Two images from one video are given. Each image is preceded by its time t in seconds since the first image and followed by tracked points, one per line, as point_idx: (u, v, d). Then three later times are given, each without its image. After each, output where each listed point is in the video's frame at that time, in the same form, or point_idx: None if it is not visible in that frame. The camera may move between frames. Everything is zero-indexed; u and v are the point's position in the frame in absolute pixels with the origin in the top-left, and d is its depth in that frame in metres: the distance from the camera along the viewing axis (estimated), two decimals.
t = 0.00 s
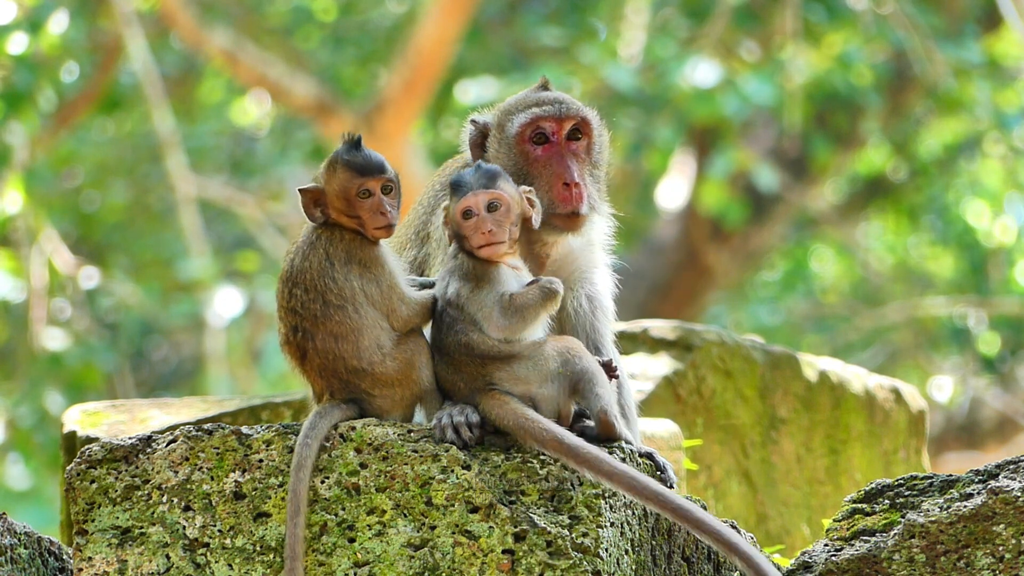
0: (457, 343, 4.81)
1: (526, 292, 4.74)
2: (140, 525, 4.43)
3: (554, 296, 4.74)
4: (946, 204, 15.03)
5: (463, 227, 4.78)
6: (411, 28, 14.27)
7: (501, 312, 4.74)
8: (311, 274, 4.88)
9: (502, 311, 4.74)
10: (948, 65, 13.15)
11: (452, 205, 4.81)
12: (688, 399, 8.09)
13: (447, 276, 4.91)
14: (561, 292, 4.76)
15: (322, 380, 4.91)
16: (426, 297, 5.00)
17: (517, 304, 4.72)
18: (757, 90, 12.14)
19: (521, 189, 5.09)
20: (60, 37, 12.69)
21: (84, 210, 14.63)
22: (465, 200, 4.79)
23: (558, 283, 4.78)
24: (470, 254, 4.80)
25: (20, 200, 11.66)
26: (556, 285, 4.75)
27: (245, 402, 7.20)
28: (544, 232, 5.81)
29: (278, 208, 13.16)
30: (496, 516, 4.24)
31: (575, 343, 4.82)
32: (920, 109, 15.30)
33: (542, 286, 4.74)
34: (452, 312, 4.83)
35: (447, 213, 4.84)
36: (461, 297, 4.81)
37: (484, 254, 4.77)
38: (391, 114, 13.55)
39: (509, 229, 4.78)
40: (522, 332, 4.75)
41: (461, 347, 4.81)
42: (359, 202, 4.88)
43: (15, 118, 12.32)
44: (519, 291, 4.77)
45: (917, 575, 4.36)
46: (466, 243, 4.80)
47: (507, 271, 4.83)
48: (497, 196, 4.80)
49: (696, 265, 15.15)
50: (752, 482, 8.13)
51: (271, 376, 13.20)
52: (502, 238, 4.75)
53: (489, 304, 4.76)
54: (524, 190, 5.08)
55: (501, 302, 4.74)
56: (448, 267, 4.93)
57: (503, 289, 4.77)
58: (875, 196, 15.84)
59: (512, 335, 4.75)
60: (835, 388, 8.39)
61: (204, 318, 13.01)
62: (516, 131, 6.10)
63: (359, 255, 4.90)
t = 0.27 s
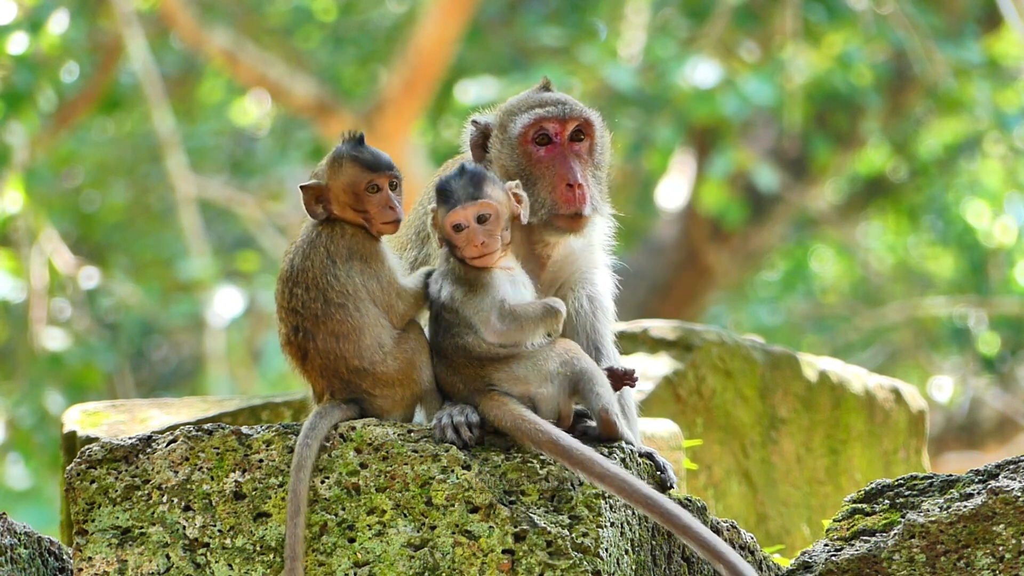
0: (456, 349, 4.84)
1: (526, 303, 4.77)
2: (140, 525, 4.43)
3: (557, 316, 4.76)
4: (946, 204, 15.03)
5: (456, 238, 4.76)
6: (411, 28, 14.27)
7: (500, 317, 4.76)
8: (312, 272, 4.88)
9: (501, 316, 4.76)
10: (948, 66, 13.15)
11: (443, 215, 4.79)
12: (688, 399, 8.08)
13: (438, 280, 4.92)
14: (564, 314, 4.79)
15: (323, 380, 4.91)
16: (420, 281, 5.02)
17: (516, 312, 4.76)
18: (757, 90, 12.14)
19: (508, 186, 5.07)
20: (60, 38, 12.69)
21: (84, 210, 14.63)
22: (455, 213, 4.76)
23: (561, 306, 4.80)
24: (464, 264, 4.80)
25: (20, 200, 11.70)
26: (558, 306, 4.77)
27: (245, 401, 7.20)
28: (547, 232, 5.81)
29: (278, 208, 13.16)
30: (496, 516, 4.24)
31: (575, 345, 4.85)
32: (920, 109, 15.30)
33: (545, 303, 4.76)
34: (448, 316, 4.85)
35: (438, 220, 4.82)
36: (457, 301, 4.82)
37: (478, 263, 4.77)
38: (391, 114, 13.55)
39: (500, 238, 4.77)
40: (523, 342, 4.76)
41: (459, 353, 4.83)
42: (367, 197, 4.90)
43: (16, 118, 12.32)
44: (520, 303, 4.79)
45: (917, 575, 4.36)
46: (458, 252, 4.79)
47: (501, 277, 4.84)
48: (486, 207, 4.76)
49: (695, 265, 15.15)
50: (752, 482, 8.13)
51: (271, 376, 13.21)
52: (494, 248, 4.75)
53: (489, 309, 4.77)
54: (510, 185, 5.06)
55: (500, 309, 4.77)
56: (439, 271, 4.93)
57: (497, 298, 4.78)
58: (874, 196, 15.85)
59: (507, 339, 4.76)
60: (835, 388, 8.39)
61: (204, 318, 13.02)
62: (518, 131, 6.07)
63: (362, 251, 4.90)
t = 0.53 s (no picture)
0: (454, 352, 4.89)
1: (524, 307, 4.85)
2: (140, 525, 4.43)
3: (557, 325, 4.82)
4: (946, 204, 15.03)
5: (448, 239, 4.79)
6: (411, 28, 14.27)
7: (500, 317, 4.83)
8: (315, 271, 4.85)
9: (500, 316, 4.83)
10: (948, 66, 13.15)
11: (433, 215, 4.80)
12: (688, 399, 8.08)
13: (430, 282, 4.93)
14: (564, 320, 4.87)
15: (324, 380, 4.89)
16: (415, 268, 5.03)
17: (515, 315, 4.83)
18: (757, 90, 12.13)
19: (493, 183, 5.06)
20: (60, 38, 12.69)
21: (84, 210, 14.62)
22: (446, 215, 4.78)
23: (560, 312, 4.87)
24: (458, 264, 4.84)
25: (20, 201, 11.71)
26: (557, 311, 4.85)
27: (245, 401, 7.19)
28: (551, 239, 5.90)
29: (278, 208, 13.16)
30: (496, 516, 4.24)
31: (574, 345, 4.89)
32: (920, 109, 15.30)
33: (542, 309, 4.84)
34: (444, 318, 4.89)
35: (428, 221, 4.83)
36: (453, 303, 4.86)
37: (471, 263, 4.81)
38: (391, 114, 13.54)
39: (492, 237, 4.81)
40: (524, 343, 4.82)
41: (457, 354, 4.88)
42: (375, 193, 4.88)
43: (16, 118, 12.31)
44: (519, 305, 4.87)
45: (917, 575, 4.36)
46: (451, 253, 4.82)
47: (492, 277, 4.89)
48: (478, 208, 4.78)
49: (696, 265, 15.14)
50: (751, 482, 8.13)
51: (271, 376, 13.21)
52: (488, 248, 4.79)
53: (487, 309, 4.84)
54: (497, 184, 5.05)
55: (498, 310, 4.83)
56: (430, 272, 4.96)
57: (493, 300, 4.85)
58: (875, 196, 15.85)
59: (505, 339, 4.83)
60: (835, 388, 8.39)
61: (204, 318, 13.02)
62: (528, 137, 6.07)
63: (366, 247, 4.87)
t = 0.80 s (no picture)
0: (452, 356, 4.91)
1: (518, 310, 4.89)
2: (140, 525, 4.43)
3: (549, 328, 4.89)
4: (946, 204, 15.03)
5: (459, 240, 4.79)
6: (411, 28, 14.27)
7: (495, 321, 4.86)
8: (316, 272, 4.84)
9: (495, 320, 4.86)
10: (948, 65, 13.15)
11: (445, 216, 4.80)
12: (688, 399, 8.07)
13: (426, 286, 4.94)
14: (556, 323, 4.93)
15: (324, 381, 4.89)
16: (412, 265, 5.02)
17: (511, 319, 4.86)
18: (757, 90, 12.13)
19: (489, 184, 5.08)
20: (60, 38, 12.69)
21: (84, 210, 14.61)
22: (467, 215, 4.77)
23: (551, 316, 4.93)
24: (460, 266, 4.85)
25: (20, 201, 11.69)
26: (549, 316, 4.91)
27: (245, 401, 7.19)
28: (553, 243, 5.89)
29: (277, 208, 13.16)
30: (496, 516, 4.24)
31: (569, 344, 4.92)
32: (920, 109, 15.29)
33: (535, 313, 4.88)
34: (438, 322, 4.90)
35: (433, 221, 4.84)
36: (448, 306, 4.87)
37: (477, 266, 4.82)
38: (390, 114, 13.54)
39: (503, 243, 4.85)
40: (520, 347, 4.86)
41: (456, 358, 4.90)
42: (376, 193, 4.87)
43: (15, 118, 12.31)
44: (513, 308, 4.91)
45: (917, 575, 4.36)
46: (457, 254, 4.82)
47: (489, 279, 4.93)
48: (497, 213, 4.81)
49: (696, 265, 15.14)
50: (752, 482, 8.12)
51: (271, 376, 13.22)
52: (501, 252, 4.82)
53: (484, 314, 4.86)
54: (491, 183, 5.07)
55: (494, 313, 4.86)
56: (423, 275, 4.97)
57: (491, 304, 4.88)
58: (875, 196, 15.85)
59: (502, 342, 4.85)
60: (835, 388, 8.39)
61: (204, 318, 13.02)
62: (534, 139, 6.05)
63: (366, 248, 4.87)
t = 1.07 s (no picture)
0: (452, 358, 4.90)
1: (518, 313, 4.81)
2: (140, 525, 4.43)
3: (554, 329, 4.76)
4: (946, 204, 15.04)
5: (462, 237, 4.77)
6: (411, 28, 14.27)
7: (492, 323, 4.81)
8: (318, 274, 4.84)
9: (494, 324, 4.80)
10: (948, 65, 13.15)
11: (447, 213, 4.77)
12: (688, 399, 8.04)
13: (426, 287, 4.93)
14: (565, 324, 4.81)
15: (325, 383, 4.89)
16: (413, 262, 5.00)
17: (511, 325, 4.79)
18: (757, 90, 12.13)
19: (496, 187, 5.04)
20: (60, 37, 12.69)
21: (84, 210, 14.61)
22: (471, 212, 4.74)
23: (561, 316, 4.81)
24: (462, 265, 4.82)
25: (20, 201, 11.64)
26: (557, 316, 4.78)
27: (245, 402, 7.19)
28: (554, 246, 5.89)
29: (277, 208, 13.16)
30: (496, 516, 4.24)
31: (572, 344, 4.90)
32: (920, 109, 15.29)
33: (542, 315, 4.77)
34: (437, 323, 4.89)
35: (435, 219, 4.80)
36: (447, 308, 4.85)
37: (479, 265, 4.78)
38: (390, 114, 13.54)
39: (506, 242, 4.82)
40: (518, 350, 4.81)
41: (456, 360, 4.89)
42: (377, 192, 4.89)
43: (15, 118, 12.31)
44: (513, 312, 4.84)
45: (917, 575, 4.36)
46: (459, 251, 4.79)
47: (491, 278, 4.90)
48: (501, 212, 4.78)
49: (695, 265, 15.14)
50: (752, 482, 8.13)
51: (271, 376, 13.22)
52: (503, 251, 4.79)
53: (482, 315, 4.82)
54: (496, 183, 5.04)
55: (492, 316, 4.81)
56: (424, 274, 4.96)
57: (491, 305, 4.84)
58: (875, 196, 15.86)
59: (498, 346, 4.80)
60: (835, 388, 8.39)
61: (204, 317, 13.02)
62: (538, 141, 6.05)
63: (367, 247, 4.87)
